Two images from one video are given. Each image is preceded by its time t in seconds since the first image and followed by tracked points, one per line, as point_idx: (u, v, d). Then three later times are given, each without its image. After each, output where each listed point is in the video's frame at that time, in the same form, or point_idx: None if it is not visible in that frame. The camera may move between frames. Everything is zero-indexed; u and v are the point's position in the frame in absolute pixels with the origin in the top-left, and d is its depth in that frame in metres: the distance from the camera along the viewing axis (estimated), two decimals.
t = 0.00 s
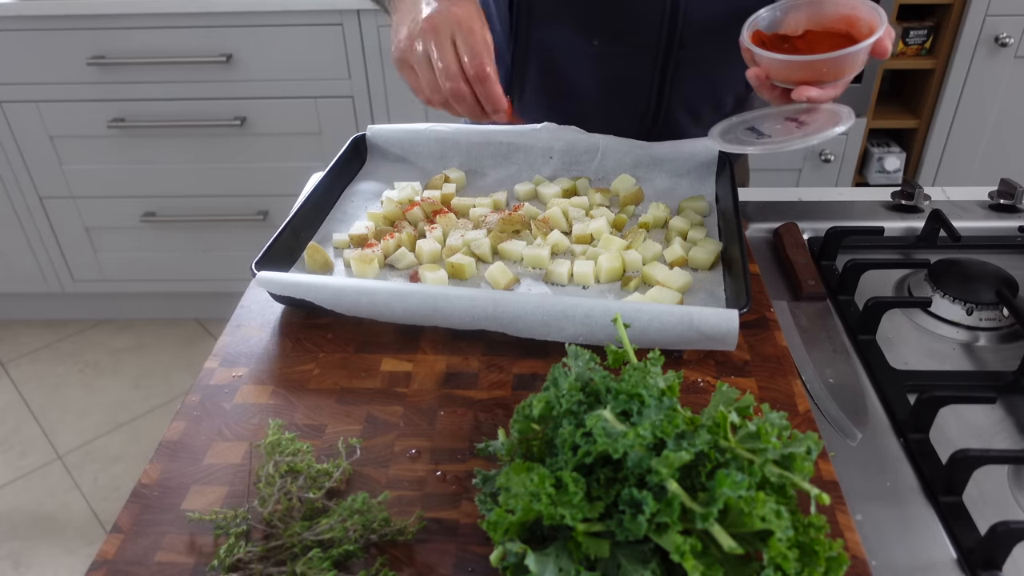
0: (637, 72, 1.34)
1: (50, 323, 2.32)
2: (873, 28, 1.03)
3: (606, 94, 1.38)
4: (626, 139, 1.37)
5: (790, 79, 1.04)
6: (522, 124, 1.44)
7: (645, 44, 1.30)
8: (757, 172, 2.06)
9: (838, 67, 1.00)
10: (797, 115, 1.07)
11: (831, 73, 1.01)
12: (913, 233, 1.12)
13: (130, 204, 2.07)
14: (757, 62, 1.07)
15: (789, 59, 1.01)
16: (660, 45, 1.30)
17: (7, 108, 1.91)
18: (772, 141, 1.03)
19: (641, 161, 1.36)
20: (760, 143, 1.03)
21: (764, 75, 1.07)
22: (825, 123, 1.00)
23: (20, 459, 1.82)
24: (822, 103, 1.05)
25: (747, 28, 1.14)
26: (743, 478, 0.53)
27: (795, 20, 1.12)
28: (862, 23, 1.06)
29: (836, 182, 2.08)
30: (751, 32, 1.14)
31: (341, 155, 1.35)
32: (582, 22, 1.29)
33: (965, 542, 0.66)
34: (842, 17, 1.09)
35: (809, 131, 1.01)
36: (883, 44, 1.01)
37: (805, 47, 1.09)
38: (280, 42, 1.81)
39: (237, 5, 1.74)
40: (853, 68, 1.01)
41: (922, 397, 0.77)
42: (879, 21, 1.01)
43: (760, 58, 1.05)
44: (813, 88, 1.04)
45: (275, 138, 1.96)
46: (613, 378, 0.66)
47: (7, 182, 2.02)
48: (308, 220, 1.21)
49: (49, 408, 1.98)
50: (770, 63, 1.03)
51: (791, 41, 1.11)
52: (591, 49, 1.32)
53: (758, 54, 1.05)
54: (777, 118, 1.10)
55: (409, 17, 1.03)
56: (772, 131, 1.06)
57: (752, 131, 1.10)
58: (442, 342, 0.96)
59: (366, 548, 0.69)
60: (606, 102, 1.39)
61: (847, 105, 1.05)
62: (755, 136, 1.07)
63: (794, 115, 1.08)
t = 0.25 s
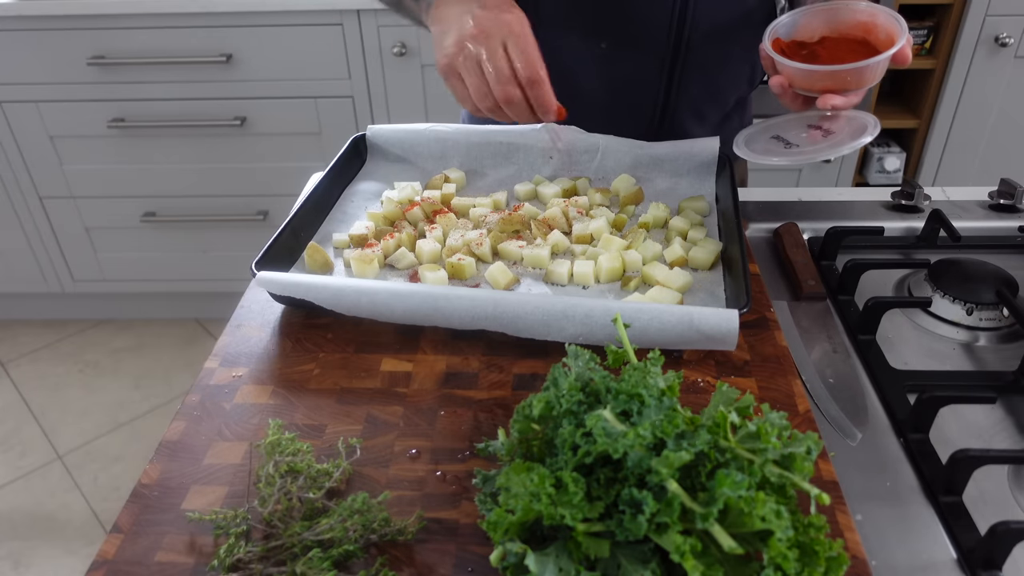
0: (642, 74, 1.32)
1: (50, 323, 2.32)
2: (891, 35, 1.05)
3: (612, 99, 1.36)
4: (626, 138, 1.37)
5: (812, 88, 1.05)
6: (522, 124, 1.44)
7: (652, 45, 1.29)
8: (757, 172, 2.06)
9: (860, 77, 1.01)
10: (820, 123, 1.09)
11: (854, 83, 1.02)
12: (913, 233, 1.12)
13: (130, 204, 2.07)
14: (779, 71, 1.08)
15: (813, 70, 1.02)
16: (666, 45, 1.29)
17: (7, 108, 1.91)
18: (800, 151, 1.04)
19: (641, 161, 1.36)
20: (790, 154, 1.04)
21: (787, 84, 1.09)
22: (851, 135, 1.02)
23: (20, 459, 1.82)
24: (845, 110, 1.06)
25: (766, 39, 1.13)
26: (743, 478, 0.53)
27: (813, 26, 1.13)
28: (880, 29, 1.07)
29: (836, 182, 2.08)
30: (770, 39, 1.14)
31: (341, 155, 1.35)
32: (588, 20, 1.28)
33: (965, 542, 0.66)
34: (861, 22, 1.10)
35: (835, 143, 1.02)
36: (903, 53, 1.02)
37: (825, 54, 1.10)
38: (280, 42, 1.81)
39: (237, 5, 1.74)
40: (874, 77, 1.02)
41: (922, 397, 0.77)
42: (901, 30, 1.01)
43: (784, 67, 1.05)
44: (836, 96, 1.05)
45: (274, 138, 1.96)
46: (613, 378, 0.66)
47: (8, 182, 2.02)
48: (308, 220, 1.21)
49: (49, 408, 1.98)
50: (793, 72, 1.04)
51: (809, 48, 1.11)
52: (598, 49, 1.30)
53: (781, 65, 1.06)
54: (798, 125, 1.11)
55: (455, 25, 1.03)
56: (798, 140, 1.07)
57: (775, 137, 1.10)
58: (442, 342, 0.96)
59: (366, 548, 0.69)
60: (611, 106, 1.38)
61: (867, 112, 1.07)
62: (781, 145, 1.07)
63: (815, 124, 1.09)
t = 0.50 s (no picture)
0: (648, 75, 1.33)
1: (50, 323, 2.32)
2: (896, 37, 1.05)
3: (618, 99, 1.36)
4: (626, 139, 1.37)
5: (818, 89, 1.06)
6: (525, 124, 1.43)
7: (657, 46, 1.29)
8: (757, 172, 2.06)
9: (865, 79, 1.02)
10: (825, 124, 1.09)
11: (859, 83, 1.03)
12: (913, 233, 1.12)
13: (130, 204, 2.07)
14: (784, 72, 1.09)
15: (819, 72, 1.03)
16: (672, 46, 1.29)
17: (7, 108, 1.91)
18: (808, 151, 1.04)
19: (641, 161, 1.36)
20: (796, 154, 1.03)
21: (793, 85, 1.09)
22: (860, 134, 1.02)
23: (20, 459, 1.82)
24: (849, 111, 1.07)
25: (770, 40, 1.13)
26: (743, 478, 0.53)
27: (817, 26, 1.13)
28: (884, 30, 1.08)
29: (836, 182, 2.08)
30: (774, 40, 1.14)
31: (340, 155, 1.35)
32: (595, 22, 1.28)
33: (965, 542, 0.66)
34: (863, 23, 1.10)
35: (841, 144, 1.03)
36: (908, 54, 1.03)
37: (829, 55, 1.10)
38: (280, 42, 1.81)
39: (237, 5, 1.74)
40: (879, 78, 1.03)
41: (922, 397, 0.77)
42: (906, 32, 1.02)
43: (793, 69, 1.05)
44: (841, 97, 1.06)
45: (275, 138, 1.96)
46: (613, 378, 0.66)
47: (7, 182, 2.02)
48: (308, 220, 1.21)
49: (49, 408, 1.98)
50: (798, 73, 1.05)
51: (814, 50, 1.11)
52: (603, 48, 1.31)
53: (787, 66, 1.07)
54: (803, 125, 1.12)
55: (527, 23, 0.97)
56: (804, 140, 1.07)
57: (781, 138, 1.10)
58: (442, 342, 0.96)
59: (366, 548, 0.69)
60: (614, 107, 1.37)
61: (873, 114, 1.07)
62: (787, 145, 1.07)
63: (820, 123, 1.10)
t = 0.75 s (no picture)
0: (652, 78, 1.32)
1: (50, 323, 2.32)
2: (898, 39, 1.06)
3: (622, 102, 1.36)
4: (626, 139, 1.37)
5: (820, 91, 1.06)
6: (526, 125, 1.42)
7: (661, 51, 1.28)
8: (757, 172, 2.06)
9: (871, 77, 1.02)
10: (828, 125, 1.09)
11: (862, 85, 1.03)
12: (913, 233, 1.12)
13: (130, 204, 2.07)
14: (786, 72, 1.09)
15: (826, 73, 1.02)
16: (673, 49, 1.28)
17: (7, 108, 1.91)
18: (811, 152, 1.04)
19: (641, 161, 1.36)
20: (799, 155, 1.03)
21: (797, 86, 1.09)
22: (863, 137, 1.02)
23: (20, 459, 1.82)
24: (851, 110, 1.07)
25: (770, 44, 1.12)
26: (743, 478, 0.53)
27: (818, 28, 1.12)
28: (886, 32, 1.08)
29: (836, 182, 2.08)
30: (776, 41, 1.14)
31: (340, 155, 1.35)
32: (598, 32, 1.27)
33: (965, 542, 0.66)
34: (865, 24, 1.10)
35: (843, 145, 1.03)
36: (910, 57, 1.04)
37: (831, 56, 1.11)
38: (280, 42, 1.81)
39: (237, 5, 1.74)
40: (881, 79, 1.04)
41: (922, 397, 0.77)
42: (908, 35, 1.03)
43: (796, 70, 1.05)
44: (843, 98, 1.06)
45: (275, 138, 1.96)
46: (613, 378, 0.66)
47: (7, 182, 2.02)
48: (307, 220, 1.21)
49: (49, 408, 1.98)
50: (802, 75, 1.05)
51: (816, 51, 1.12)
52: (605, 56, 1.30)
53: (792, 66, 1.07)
54: (805, 126, 1.12)
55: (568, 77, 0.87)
56: (806, 142, 1.07)
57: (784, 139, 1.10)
58: (442, 342, 0.96)
59: (366, 548, 0.69)
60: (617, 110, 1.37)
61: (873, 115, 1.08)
62: (790, 147, 1.07)
63: (821, 124, 1.10)
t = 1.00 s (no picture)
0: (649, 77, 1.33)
1: (50, 323, 2.32)
2: (885, 34, 1.04)
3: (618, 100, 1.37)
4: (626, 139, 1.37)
5: (804, 84, 1.05)
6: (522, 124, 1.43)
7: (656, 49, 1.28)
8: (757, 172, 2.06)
9: (848, 72, 1.01)
10: (810, 120, 1.09)
11: (845, 79, 1.02)
12: (913, 233, 1.12)
13: (130, 204, 2.07)
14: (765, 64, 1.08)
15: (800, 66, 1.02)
16: (672, 48, 1.28)
17: (7, 108, 1.91)
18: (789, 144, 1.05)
19: (641, 161, 1.36)
20: (776, 147, 1.05)
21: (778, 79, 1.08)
22: (842, 131, 1.02)
23: (20, 459, 1.82)
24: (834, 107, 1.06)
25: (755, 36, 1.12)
26: (743, 478, 0.53)
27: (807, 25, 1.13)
28: (874, 28, 1.06)
29: (836, 182, 2.08)
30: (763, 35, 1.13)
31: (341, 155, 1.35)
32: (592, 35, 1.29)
33: (965, 542, 0.66)
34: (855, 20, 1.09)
35: (822, 139, 1.03)
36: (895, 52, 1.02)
37: (818, 51, 1.10)
38: (280, 42, 1.81)
39: (237, 5, 1.75)
40: (863, 75, 1.02)
41: (922, 397, 0.77)
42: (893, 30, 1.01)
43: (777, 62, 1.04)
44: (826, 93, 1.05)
45: (275, 138, 1.96)
46: (613, 378, 0.66)
47: (7, 181, 2.02)
48: (308, 220, 1.21)
49: (49, 408, 1.98)
50: (784, 68, 1.04)
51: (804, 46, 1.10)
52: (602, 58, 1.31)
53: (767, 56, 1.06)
54: (788, 121, 1.12)
55: None
56: (785, 134, 1.08)
57: (763, 131, 1.11)
58: (442, 342, 0.96)
59: (366, 548, 0.69)
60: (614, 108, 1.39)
61: (856, 111, 1.06)
62: (770, 140, 1.08)
63: (803, 119, 1.10)
